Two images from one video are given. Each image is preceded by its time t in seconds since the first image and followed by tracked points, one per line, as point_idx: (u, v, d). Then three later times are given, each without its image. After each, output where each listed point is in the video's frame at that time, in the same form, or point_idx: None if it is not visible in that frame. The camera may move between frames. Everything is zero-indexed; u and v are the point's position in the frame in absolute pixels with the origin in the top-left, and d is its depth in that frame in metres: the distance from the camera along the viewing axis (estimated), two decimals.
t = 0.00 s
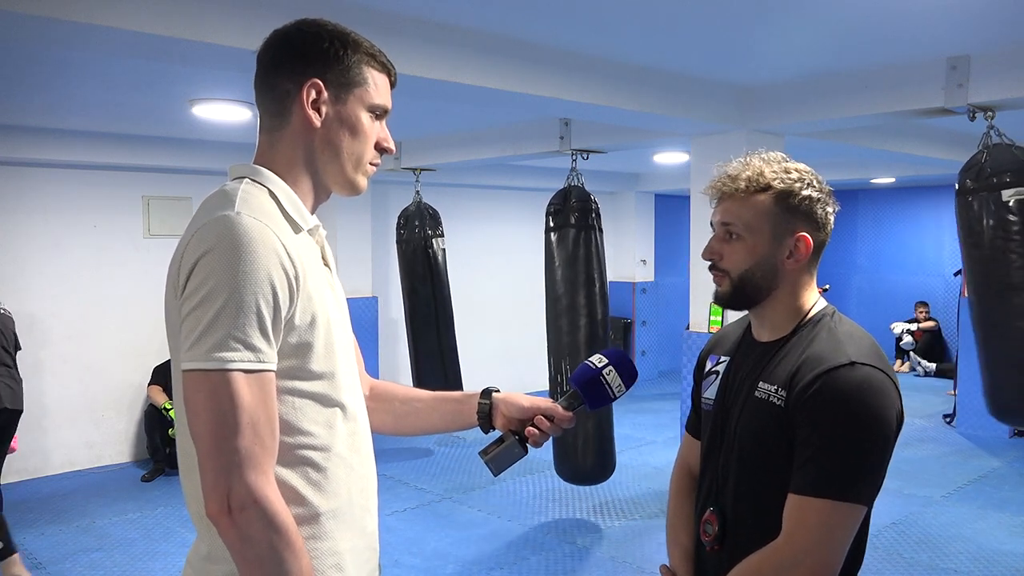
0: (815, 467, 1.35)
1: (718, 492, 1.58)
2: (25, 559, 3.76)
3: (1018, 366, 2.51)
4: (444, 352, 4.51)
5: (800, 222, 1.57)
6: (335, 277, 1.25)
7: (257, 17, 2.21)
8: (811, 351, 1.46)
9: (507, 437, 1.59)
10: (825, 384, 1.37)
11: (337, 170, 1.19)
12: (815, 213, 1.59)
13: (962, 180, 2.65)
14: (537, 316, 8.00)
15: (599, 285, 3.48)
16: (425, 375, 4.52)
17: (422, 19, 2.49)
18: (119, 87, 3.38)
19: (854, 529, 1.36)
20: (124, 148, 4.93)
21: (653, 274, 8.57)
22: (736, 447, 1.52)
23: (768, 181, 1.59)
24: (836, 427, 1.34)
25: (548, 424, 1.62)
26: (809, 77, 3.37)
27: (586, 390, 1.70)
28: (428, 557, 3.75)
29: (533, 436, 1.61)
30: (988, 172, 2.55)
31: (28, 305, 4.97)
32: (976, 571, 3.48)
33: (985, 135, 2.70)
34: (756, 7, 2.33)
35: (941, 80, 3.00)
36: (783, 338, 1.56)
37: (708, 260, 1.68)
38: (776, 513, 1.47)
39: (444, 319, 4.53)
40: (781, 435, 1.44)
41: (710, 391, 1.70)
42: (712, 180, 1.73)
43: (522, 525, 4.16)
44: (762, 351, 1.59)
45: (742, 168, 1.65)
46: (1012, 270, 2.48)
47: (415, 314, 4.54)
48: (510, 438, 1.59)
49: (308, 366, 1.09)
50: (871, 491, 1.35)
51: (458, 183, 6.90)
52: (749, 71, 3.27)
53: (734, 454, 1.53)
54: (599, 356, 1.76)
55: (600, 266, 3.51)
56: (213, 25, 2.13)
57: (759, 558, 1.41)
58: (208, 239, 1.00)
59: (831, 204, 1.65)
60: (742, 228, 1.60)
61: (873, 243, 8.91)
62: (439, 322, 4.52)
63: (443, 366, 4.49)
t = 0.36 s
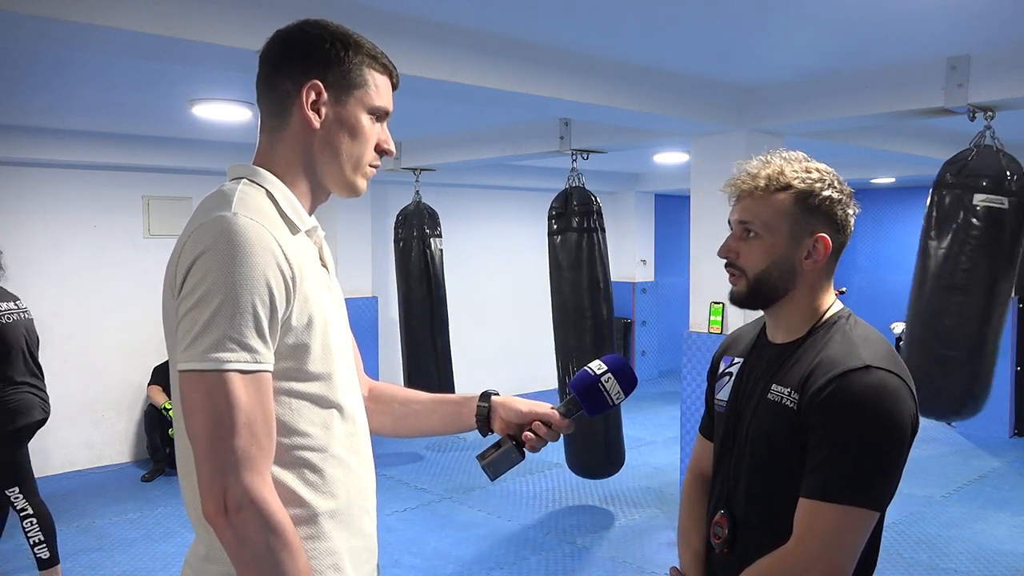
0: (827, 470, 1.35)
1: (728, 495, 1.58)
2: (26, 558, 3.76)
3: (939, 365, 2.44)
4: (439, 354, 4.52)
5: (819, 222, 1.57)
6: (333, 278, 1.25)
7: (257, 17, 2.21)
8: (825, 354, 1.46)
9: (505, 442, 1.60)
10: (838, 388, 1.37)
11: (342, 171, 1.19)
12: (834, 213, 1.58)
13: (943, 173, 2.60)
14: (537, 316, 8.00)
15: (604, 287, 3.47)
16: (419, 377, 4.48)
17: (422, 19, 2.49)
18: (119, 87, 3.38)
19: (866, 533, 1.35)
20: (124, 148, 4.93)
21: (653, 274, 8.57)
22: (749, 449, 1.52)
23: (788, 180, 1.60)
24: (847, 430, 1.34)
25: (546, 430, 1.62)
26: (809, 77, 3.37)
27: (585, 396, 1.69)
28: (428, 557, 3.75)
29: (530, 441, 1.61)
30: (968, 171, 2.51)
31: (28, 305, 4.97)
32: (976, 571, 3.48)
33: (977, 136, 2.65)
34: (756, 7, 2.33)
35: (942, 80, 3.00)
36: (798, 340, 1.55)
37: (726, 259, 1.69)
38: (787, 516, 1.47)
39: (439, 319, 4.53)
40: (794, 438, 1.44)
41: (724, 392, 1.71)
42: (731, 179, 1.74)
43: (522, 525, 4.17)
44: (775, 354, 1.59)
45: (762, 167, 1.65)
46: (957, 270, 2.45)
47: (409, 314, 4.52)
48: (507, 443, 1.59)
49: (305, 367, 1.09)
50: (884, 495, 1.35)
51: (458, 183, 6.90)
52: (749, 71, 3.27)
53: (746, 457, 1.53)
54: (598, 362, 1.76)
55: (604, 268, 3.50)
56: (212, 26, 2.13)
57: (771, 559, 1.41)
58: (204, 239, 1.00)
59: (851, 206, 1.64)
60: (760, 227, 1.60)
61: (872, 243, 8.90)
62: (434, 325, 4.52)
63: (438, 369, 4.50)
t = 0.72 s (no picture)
0: (827, 470, 1.35)
1: (724, 493, 1.58)
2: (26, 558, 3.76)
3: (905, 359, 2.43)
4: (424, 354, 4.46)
5: (823, 223, 1.58)
6: (331, 278, 1.24)
7: (257, 17, 2.21)
8: (827, 355, 1.46)
9: (504, 438, 1.60)
10: (841, 389, 1.37)
11: (343, 172, 1.19)
12: (839, 214, 1.59)
13: (935, 168, 2.59)
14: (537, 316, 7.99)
15: (599, 289, 3.47)
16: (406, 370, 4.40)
17: (422, 19, 2.49)
18: (119, 87, 3.38)
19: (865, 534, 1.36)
20: (124, 147, 4.93)
21: (653, 274, 8.57)
22: (747, 448, 1.52)
23: (794, 181, 1.60)
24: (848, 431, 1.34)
25: (545, 426, 1.62)
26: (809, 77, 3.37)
27: (584, 391, 1.69)
28: (427, 557, 3.75)
29: (530, 437, 1.61)
30: (960, 169, 2.50)
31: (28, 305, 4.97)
32: (976, 571, 3.48)
33: (973, 136, 2.64)
34: (756, 7, 2.33)
35: (942, 81, 3.00)
36: (801, 340, 1.55)
37: (729, 259, 1.68)
38: (785, 515, 1.47)
39: (427, 319, 4.48)
40: (794, 438, 1.44)
41: (722, 391, 1.71)
42: (735, 179, 1.74)
43: (522, 525, 4.16)
44: (777, 353, 1.58)
45: (768, 167, 1.65)
46: (936, 265, 2.45)
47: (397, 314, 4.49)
48: (506, 438, 1.59)
49: (304, 367, 1.09)
50: (885, 498, 1.35)
51: (458, 183, 6.90)
52: (749, 71, 3.27)
53: (745, 456, 1.53)
54: (597, 357, 1.76)
55: (600, 268, 3.50)
56: (213, 26, 2.13)
57: (768, 558, 1.41)
58: (204, 238, 1.00)
59: (856, 208, 1.64)
60: (764, 227, 1.60)
61: (872, 243, 8.90)
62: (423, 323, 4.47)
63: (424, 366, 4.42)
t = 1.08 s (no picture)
0: (813, 467, 1.35)
1: (710, 490, 1.57)
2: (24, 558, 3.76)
3: (958, 369, 2.45)
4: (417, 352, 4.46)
5: (806, 222, 1.58)
6: (331, 279, 1.24)
7: (257, 17, 2.21)
8: (812, 353, 1.46)
9: (507, 442, 1.60)
10: (827, 387, 1.37)
11: (345, 171, 1.19)
12: (821, 214, 1.59)
13: (947, 173, 2.60)
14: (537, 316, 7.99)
15: (590, 292, 3.47)
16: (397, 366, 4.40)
17: (422, 19, 2.49)
18: (119, 87, 3.39)
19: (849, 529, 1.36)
20: (124, 147, 4.93)
21: (653, 274, 8.57)
22: (733, 445, 1.52)
23: (776, 180, 1.60)
24: (834, 428, 1.35)
25: (548, 430, 1.63)
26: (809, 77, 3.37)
27: (586, 395, 1.69)
28: (427, 557, 3.75)
29: (531, 441, 1.62)
30: (974, 170, 2.52)
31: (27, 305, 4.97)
32: (976, 571, 3.48)
33: (979, 136, 2.67)
34: (756, 7, 2.33)
35: (941, 81, 3.00)
36: (786, 338, 1.55)
37: (714, 259, 1.68)
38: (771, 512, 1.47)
39: (421, 321, 4.51)
40: (780, 435, 1.44)
41: (706, 389, 1.69)
42: (719, 179, 1.74)
43: (522, 525, 4.16)
44: (761, 351, 1.58)
45: (751, 167, 1.65)
46: (972, 269, 2.44)
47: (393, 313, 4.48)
48: (509, 443, 1.59)
49: (305, 368, 1.09)
50: (869, 493, 1.36)
51: (458, 183, 6.90)
52: (749, 71, 3.27)
53: (731, 453, 1.52)
54: (600, 361, 1.76)
55: (593, 268, 3.50)
56: (212, 26, 2.13)
57: (752, 556, 1.40)
58: (206, 238, 1.00)
59: (837, 208, 1.65)
60: (749, 227, 1.60)
61: (872, 243, 8.91)
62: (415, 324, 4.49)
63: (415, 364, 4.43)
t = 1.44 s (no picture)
0: (799, 465, 1.35)
1: (700, 490, 1.57)
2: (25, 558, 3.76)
3: None
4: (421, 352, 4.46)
5: (787, 223, 1.58)
6: (329, 279, 1.24)
7: (257, 16, 2.21)
8: (797, 352, 1.46)
9: (506, 438, 1.60)
10: (813, 385, 1.37)
11: (339, 172, 1.19)
12: (802, 214, 1.59)
13: (965, 178, 2.62)
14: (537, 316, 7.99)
15: (586, 292, 3.47)
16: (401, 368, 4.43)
17: (422, 19, 2.49)
18: (120, 87, 3.39)
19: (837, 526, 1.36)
20: (124, 148, 4.93)
21: (653, 274, 8.57)
22: (720, 443, 1.52)
23: (757, 181, 1.60)
24: (818, 425, 1.35)
25: (547, 424, 1.63)
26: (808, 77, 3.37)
27: (584, 389, 1.70)
28: (427, 557, 3.75)
29: (531, 436, 1.62)
30: (991, 171, 2.54)
31: (27, 305, 4.97)
32: (976, 571, 3.48)
33: (985, 135, 2.68)
34: (756, 7, 2.33)
35: (941, 81, 3.00)
36: (771, 338, 1.55)
37: (698, 260, 1.67)
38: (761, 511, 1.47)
39: (425, 321, 4.48)
40: (768, 434, 1.45)
41: (694, 389, 1.69)
42: (701, 180, 1.73)
43: (521, 525, 4.17)
44: (746, 352, 1.59)
45: (732, 169, 1.65)
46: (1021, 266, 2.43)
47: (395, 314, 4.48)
48: (508, 439, 1.60)
49: (304, 367, 1.09)
50: (855, 491, 1.36)
51: (458, 184, 6.90)
52: (749, 71, 3.27)
53: (719, 453, 1.52)
54: (597, 355, 1.76)
55: (591, 268, 3.50)
56: (212, 26, 2.13)
57: (741, 555, 1.40)
58: (204, 238, 1.00)
59: (818, 207, 1.65)
60: (731, 228, 1.59)
61: (872, 243, 8.91)
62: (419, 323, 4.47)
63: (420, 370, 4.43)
